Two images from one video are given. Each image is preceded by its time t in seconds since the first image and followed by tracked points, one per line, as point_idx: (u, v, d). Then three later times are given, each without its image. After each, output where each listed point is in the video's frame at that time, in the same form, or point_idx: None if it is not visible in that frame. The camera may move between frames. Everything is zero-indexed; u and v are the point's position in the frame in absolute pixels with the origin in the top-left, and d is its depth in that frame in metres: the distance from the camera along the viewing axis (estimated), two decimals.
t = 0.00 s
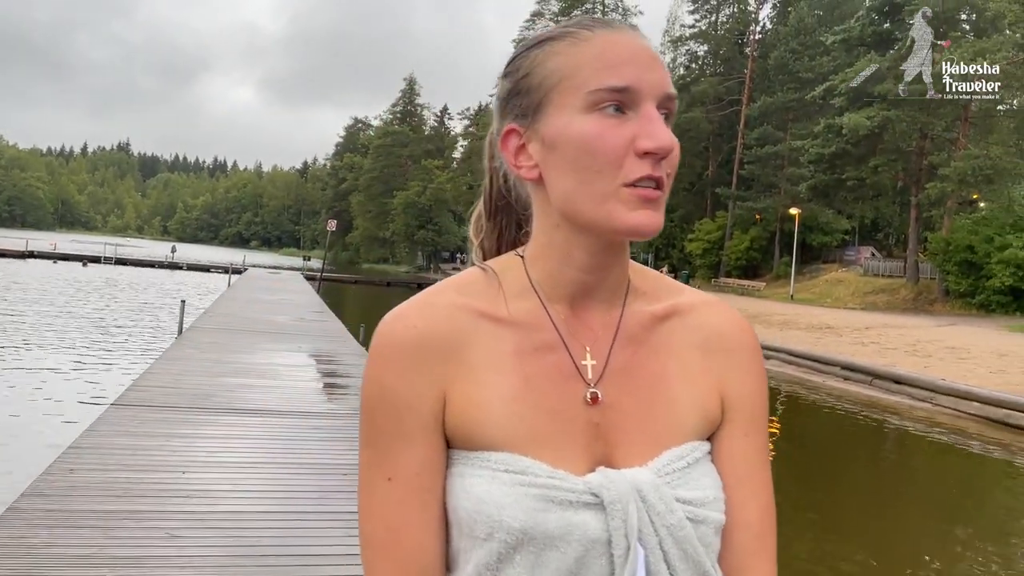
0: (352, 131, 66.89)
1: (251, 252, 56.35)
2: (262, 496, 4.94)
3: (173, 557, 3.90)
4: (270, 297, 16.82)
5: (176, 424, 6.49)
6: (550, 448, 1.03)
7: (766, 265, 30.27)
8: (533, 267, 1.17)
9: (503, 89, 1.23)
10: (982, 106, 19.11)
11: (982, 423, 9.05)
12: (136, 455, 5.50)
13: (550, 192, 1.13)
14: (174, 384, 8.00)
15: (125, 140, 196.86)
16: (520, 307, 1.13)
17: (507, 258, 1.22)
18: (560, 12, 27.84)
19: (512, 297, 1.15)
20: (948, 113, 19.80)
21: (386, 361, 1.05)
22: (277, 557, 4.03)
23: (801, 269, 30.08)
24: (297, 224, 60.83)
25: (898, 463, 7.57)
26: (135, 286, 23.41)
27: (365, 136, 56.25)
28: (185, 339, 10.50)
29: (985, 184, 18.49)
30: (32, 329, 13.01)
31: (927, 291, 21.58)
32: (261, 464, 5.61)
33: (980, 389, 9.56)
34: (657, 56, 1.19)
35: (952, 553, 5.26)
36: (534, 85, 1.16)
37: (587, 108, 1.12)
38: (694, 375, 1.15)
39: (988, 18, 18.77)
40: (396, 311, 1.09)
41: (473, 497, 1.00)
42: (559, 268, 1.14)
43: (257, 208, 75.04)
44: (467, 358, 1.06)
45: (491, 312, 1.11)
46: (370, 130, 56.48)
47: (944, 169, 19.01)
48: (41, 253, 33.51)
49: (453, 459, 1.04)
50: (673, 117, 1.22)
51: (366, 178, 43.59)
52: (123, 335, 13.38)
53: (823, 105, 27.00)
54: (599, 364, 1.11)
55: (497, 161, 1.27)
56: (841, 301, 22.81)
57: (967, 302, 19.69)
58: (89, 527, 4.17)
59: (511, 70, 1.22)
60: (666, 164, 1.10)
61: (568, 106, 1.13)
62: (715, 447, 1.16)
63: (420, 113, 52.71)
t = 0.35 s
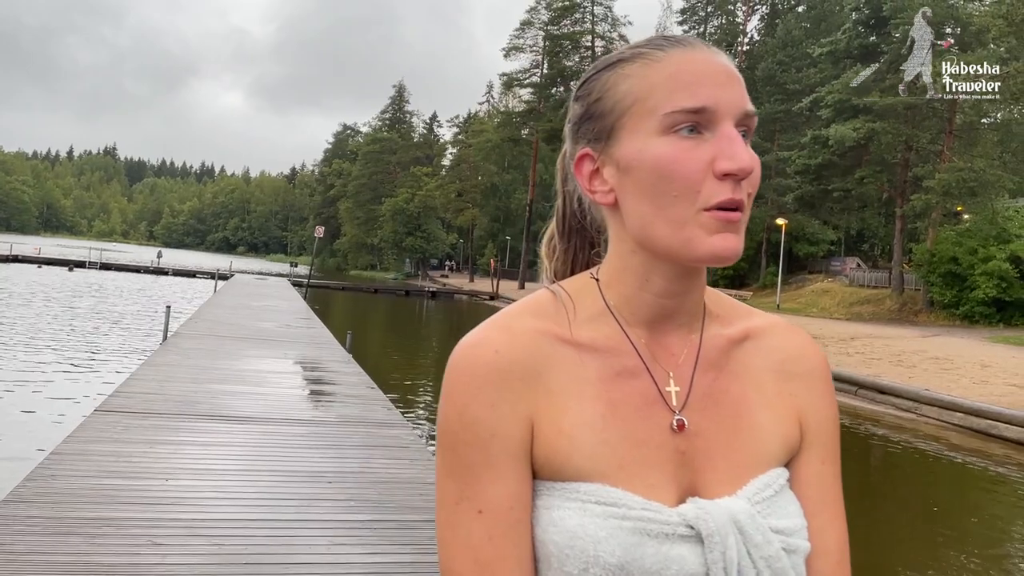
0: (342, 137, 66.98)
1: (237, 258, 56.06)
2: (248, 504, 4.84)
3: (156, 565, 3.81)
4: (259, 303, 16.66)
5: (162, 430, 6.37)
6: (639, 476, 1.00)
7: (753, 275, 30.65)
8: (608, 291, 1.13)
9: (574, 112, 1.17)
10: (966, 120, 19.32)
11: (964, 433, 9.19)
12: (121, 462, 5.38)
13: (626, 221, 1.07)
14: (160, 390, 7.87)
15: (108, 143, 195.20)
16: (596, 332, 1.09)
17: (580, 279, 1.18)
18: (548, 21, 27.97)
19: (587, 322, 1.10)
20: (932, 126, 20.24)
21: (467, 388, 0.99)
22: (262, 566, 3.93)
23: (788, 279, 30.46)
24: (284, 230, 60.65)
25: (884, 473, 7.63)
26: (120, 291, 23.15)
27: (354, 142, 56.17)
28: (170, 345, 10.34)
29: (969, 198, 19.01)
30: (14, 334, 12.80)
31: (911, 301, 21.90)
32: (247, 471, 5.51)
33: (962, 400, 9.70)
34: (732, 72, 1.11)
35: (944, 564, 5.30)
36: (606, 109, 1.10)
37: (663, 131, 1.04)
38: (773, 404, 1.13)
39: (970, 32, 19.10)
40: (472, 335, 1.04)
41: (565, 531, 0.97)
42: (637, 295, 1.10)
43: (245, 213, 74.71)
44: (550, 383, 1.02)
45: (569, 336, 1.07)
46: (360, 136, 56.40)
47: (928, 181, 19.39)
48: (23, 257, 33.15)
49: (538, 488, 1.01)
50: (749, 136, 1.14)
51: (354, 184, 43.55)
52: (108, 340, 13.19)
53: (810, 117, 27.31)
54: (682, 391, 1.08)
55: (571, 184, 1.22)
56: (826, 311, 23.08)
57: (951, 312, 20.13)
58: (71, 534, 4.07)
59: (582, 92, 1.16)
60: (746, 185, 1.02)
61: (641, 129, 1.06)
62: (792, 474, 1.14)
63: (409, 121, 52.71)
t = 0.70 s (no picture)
0: (331, 142, 66.80)
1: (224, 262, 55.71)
2: (232, 511, 4.76)
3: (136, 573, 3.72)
4: (247, 308, 16.51)
5: (146, 436, 6.26)
6: (698, 497, 0.99)
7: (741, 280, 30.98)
8: (662, 308, 1.11)
9: (625, 130, 1.15)
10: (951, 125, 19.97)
11: (950, 437, 9.33)
12: (104, 468, 5.27)
13: (680, 240, 1.05)
14: (144, 395, 7.74)
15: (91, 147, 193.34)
16: (651, 349, 1.07)
17: (636, 292, 1.17)
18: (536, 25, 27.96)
19: (640, 339, 1.08)
20: (916, 132, 20.77)
21: (524, 403, 0.97)
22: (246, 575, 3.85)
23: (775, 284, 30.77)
24: (272, 234, 60.34)
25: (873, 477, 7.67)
26: (105, 295, 22.91)
27: (342, 146, 55.97)
28: (154, 350, 10.19)
29: (954, 202, 19.45)
30: None
31: (897, 305, 22.16)
32: (232, 477, 5.42)
33: (947, 404, 9.82)
34: (787, 86, 1.08)
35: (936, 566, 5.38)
36: (657, 129, 1.08)
37: (712, 151, 1.02)
38: (827, 425, 1.12)
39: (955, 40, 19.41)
40: (528, 349, 1.02)
41: (621, 551, 0.96)
42: (691, 314, 1.08)
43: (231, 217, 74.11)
44: (607, 400, 1.00)
45: (625, 353, 1.05)
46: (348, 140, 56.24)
47: (914, 186, 19.71)
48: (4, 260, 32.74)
49: (594, 506, 0.99)
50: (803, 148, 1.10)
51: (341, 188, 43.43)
52: (92, 345, 12.99)
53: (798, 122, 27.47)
54: (739, 412, 1.07)
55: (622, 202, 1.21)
56: (814, 316, 23.26)
57: (936, 317, 20.45)
58: (53, 542, 3.97)
59: (633, 111, 1.15)
60: (802, 202, 0.99)
61: (691, 149, 1.03)
62: (847, 494, 1.14)
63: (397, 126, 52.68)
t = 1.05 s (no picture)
0: (316, 145, 66.56)
1: (207, 266, 55.24)
2: (214, 516, 4.68)
3: None
4: (231, 312, 16.36)
5: (127, 441, 6.15)
6: (710, 503, 0.97)
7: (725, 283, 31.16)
8: (672, 311, 1.07)
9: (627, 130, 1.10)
10: (932, 129, 20.15)
11: (934, 438, 9.41)
12: (84, 474, 5.18)
13: (682, 245, 1.00)
14: (125, 400, 7.63)
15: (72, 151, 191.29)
16: (665, 349, 1.04)
17: (644, 293, 1.13)
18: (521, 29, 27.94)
19: (651, 339, 1.05)
20: (898, 136, 21.01)
21: (537, 402, 0.94)
22: None
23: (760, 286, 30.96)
24: (255, 238, 59.93)
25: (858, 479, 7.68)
26: (86, 300, 22.62)
27: (326, 150, 55.73)
28: (135, 355, 10.05)
29: (937, 206, 19.48)
30: None
31: (881, 308, 22.35)
32: (215, 483, 5.34)
33: (931, 405, 9.89)
34: (788, 87, 1.01)
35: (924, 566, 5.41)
36: (657, 134, 1.02)
37: (702, 158, 0.97)
38: (835, 434, 1.09)
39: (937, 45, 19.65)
40: (538, 345, 0.99)
41: (634, 552, 0.94)
42: (700, 317, 1.04)
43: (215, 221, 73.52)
44: (620, 400, 0.97)
45: (638, 353, 1.01)
46: (332, 144, 56.01)
47: (897, 190, 19.92)
48: None
49: (603, 507, 0.97)
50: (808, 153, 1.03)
51: (325, 192, 43.24)
52: (73, 350, 12.81)
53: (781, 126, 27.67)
54: (750, 416, 1.04)
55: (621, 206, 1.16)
56: (798, 318, 23.41)
57: (919, 319, 20.69)
58: (31, 548, 3.89)
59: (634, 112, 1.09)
60: (801, 210, 0.95)
61: (688, 156, 0.98)
62: (852, 506, 1.11)
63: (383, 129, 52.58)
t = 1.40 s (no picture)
0: (296, 149, 66.20)
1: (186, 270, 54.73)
2: (195, 523, 4.62)
3: None
4: (210, 316, 16.23)
5: (105, 447, 6.06)
6: (663, 498, 0.96)
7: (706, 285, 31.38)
8: (626, 301, 1.08)
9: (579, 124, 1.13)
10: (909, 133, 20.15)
11: (912, 438, 9.49)
12: (61, 481, 5.09)
13: (634, 234, 1.01)
14: (103, 406, 7.52)
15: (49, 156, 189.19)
16: (619, 342, 1.04)
17: (597, 288, 1.14)
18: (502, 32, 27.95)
19: (605, 330, 1.05)
20: (876, 139, 21.26)
21: (492, 395, 0.92)
22: None
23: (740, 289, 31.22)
24: (236, 241, 59.52)
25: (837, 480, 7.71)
26: (63, 305, 22.29)
27: (307, 153, 55.51)
28: (114, 360, 9.93)
29: (914, 207, 19.75)
30: None
31: (859, 309, 22.58)
32: (196, 489, 5.28)
33: (909, 406, 10.00)
34: (741, 78, 1.03)
35: (903, 567, 5.41)
36: (610, 124, 1.04)
37: (653, 146, 0.98)
38: (788, 427, 1.10)
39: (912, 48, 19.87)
40: (493, 337, 0.98)
41: (587, 548, 0.92)
42: (651, 309, 1.04)
43: (194, 225, 72.95)
44: (575, 396, 0.97)
45: (592, 345, 1.01)
46: (312, 148, 55.79)
47: (875, 192, 20.17)
48: None
49: (556, 503, 0.95)
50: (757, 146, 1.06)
51: (306, 195, 43.01)
52: (49, 356, 12.63)
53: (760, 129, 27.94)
54: (704, 410, 1.04)
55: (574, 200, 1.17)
56: (779, 320, 23.57)
57: (897, 320, 20.93)
58: (6, 558, 3.81)
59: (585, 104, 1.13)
60: (752, 197, 0.95)
61: (637, 144, 1.00)
62: (803, 504, 1.11)
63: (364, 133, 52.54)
